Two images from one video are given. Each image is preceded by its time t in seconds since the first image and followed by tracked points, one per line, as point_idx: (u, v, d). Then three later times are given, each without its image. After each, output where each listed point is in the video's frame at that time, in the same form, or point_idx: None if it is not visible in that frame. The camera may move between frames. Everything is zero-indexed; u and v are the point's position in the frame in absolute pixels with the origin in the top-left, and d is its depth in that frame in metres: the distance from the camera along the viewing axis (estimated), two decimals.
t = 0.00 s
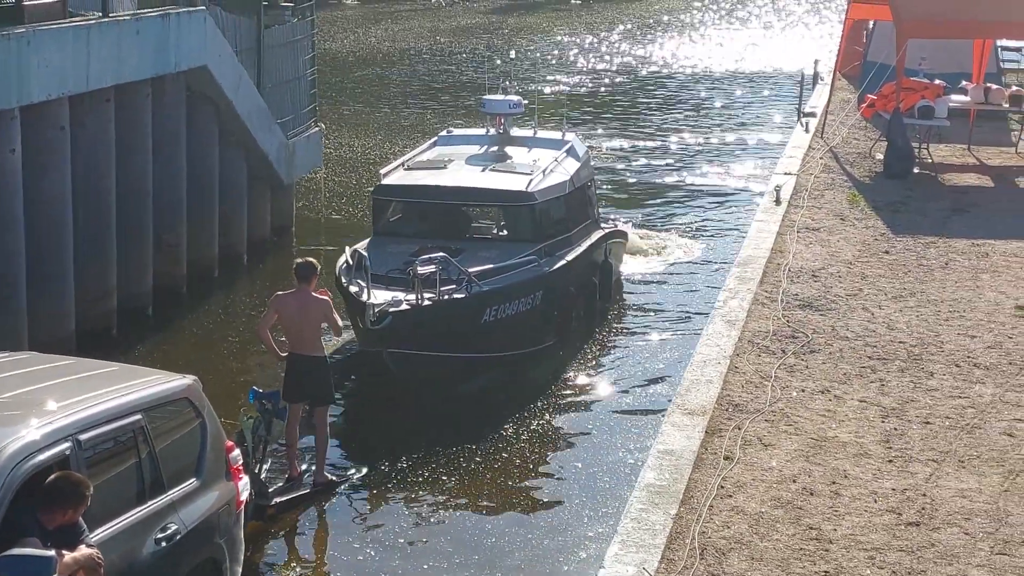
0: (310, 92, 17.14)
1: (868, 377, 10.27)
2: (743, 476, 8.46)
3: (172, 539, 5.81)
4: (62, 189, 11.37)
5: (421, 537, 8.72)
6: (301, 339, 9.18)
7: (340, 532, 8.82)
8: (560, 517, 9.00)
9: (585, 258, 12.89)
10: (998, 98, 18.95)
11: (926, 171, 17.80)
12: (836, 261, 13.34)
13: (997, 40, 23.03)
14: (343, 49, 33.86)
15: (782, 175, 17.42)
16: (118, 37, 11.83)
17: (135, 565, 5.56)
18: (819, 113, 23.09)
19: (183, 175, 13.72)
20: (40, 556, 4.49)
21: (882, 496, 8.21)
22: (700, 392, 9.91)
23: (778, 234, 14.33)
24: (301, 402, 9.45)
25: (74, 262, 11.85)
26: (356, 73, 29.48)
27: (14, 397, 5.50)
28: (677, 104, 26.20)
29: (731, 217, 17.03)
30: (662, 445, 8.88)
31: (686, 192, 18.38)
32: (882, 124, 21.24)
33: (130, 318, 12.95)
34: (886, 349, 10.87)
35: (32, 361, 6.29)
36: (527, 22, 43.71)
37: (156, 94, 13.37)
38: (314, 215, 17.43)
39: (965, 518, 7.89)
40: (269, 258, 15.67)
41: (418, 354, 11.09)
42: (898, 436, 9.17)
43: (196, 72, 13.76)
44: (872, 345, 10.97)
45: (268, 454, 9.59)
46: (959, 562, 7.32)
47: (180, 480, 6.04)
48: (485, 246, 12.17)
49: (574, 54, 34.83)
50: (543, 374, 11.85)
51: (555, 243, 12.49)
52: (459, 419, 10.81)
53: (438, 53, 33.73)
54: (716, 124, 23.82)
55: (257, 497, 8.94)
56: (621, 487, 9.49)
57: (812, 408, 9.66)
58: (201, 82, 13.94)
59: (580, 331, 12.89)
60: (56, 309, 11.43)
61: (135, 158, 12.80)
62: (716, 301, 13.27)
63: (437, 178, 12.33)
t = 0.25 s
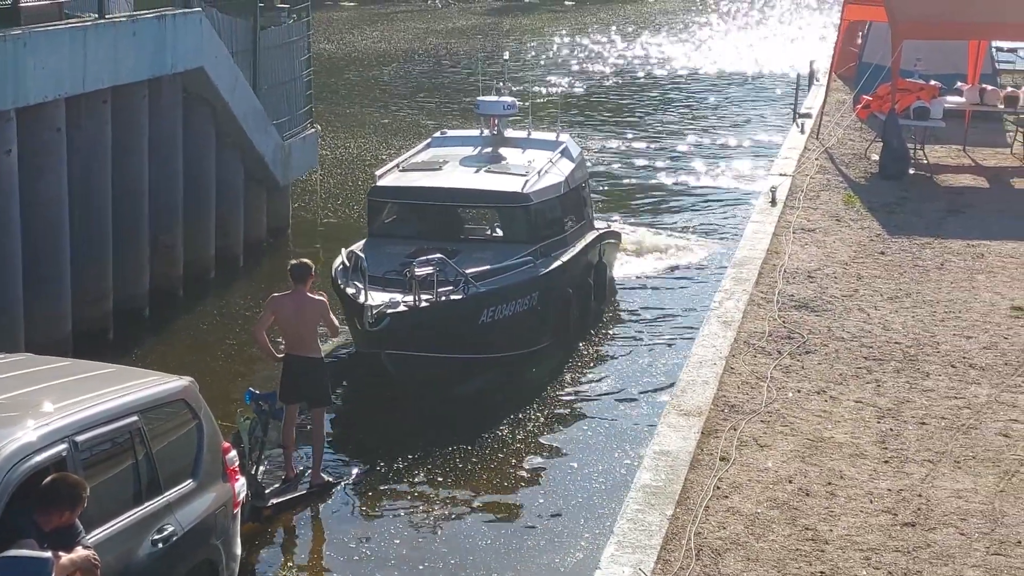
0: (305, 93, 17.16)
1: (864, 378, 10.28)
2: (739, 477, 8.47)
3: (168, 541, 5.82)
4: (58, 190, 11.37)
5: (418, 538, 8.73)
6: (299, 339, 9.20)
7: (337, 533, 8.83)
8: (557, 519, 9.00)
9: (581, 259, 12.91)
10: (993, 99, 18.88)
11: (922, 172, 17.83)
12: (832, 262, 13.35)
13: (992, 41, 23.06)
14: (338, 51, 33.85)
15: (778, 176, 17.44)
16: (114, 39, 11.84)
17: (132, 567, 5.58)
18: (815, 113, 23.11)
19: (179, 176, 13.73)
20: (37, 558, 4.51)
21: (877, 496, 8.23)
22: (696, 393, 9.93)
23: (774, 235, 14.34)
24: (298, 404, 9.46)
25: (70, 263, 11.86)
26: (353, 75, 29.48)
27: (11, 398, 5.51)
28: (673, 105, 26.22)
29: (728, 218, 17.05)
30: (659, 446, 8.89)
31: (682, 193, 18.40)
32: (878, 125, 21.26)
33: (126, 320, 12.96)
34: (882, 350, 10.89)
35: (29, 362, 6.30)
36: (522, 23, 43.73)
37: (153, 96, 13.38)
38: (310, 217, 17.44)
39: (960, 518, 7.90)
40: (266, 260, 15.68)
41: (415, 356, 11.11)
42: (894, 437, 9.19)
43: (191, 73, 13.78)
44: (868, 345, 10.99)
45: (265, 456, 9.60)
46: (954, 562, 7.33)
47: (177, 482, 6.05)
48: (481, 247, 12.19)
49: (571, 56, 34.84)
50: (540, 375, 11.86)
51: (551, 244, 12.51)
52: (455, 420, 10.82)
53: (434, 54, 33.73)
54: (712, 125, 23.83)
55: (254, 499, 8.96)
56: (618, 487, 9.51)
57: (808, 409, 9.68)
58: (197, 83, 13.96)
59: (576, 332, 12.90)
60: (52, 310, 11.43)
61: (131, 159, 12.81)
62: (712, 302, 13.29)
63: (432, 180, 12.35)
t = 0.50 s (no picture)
0: (302, 94, 17.15)
1: (861, 379, 10.28)
2: (737, 478, 8.47)
3: (165, 543, 5.81)
4: (54, 191, 11.36)
5: (414, 539, 8.72)
6: (295, 341, 9.18)
7: (333, 534, 8.82)
8: (554, 520, 9.00)
9: (577, 260, 12.91)
10: (989, 100, 18.98)
11: (919, 173, 17.84)
12: (829, 263, 13.35)
13: (988, 43, 23.08)
14: (334, 52, 33.83)
15: (775, 177, 17.44)
16: (110, 41, 11.83)
17: (129, 568, 5.57)
18: (811, 114, 23.12)
19: (175, 177, 13.72)
20: (33, 560, 4.50)
21: (874, 497, 8.22)
22: (693, 394, 9.92)
23: (771, 236, 14.34)
24: (294, 405, 9.45)
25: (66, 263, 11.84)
26: (349, 76, 29.46)
27: (8, 400, 5.49)
28: (669, 106, 26.22)
29: (725, 219, 17.05)
30: (656, 447, 8.88)
31: (679, 194, 18.39)
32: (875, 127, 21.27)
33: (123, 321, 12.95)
34: (879, 350, 10.88)
35: (25, 364, 6.28)
36: (518, 24, 43.73)
37: (149, 97, 13.37)
38: (307, 218, 17.43)
39: (957, 519, 7.90)
40: (263, 261, 15.66)
41: (413, 358, 11.10)
42: (891, 438, 9.18)
43: (187, 74, 13.77)
44: (865, 346, 10.99)
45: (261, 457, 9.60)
46: (952, 563, 7.32)
47: (174, 483, 6.04)
48: (478, 248, 12.18)
49: (567, 57, 34.84)
50: (537, 377, 11.85)
51: (547, 245, 12.51)
52: (452, 421, 10.81)
53: (431, 56, 33.72)
54: (709, 126, 23.84)
55: (250, 500, 8.96)
56: (614, 488, 9.50)
57: (805, 410, 9.67)
58: (193, 85, 13.95)
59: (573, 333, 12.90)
60: (48, 312, 11.43)
61: (127, 161, 12.81)
62: (709, 302, 13.29)
63: (429, 181, 12.34)
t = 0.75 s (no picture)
0: (299, 96, 17.16)
1: (859, 380, 10.29)
2: (735, 479, 8.47)
3: (163, 544, 5.81)
4: (52, 193, 11.37)
5: (412, 541, 8.72)
6: (293, 343, 9.18)
7: (331, 535, 8.82)
8: (553, 521, 9.00)
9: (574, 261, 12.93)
10: (987, 100, 19.02)
11: (917, 173, 17.85)
12: (827, 264, 13.36)
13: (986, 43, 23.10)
14: (332, 53, 33.82)
15: (772, 178, 17.45)
16: (108, 42, 11.83)
17: (127, 570, 5.57)
18: (809, 115, 23.13)
19: (173, 178, 13.72)
20: (33, 562, 4.49)
21: (872, 497, 8.23)
22: (691, 395, 9.93)
23: (769, 236, 14.35)
24: (292, 406, 9.45)
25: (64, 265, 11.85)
26: (346, 77, 29.45)
27: (6, 402, 5.49)
28: (666, 107, 26.22)
29: (723, 220, 17.06)
30: (654, 448, 8.88)
31: (677, 195, 18.39)
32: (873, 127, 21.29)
33: (121, 323, 12.95)
34: (877, 351, 10.89)
35: (23, 366, 6.28)
36: (515, 25, 43.74)
37: (147, 98, 13.38)
38: (305, 219, 17.43)
39: (956, 519, 7.90)
40: (260, 262, 15.66)
41: (412, 359, 11.12)
42: (889, 439, 9.18)
43: (185, 76, 13.77)
44: (862, 347, 11.00)
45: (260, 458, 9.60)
46: (950, 563, 7.33)
47: (172, 485, 6.04)
48: (476, 249, 12.19)
49: (565, 58, 34.84)
50: (534, 378, 11.85)
51: (545, 245, 12.52)
52: (450, 423, 10.81)
53: (428, 57, 33.71)
54: (706, 127, 23.84)
55: (249, 501, 8.97)
56: (612, 489, 9.50)
57: (803, 410, 9.67)
58: (191, 86, 13.96)
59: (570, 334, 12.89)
60: (46, 314, 11.44)
61: (124, 162, 12.81)
62: (707, 303, 13.30)
63: (426, 182, 12.35)
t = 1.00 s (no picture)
0: (297, 97, 17.16)
1: (856, 381, 10.29)
2: (732, 480, 8.47)
3: (161, 546, 5.81)
4: (51, 195, 11.37)
5: (411, 542, 8.72)
6: (291, 345, 9.18)
7: (330, 536, 8.83)
8: (550, 522, 9.00)
9: (572, 262, 12.94)
10: (985, 100, 19.05)
11: (914, 174, 17.86)
12: (824, 265, 13.37)
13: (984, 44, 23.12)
14: (330, 55, 33.83)
15: (770, 179, 17.46)
16: (106, 44, 11.83)
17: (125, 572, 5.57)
18: (807, 116, 23.14)
19: (171, 179, 13.72)
20: (30, 564, 4.49)
21: (870, 498, 8.23)
22: (689, 396, 9.93)
23: (767, 238, 14.36)
24: (290, 407, 9.46)
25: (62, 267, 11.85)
26: (344, 79, 29.45)
27: (4, 403, 5.49)
28: (664, 108, 26.22)
29: (720, 221, 17.07)
30: (652, 449, 8.89)
31: (675, 196, 18.40)
32: (871, 128, 21.30)
33: (118, 325, 12.96)
34: (874, 352, 10.90)
35: (21, 368, 6.28)
36: (513, 26, 43.77)
37: (145, 100, 13.38)
38: (303, 220, 17.44)
39: (954, 520, 7.91)
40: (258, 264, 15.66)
41: (410, 360, 11.13)
42: (886, 439, 9.19)
43: (183, 78, 13.78)
44: (860, 348, 11.00)
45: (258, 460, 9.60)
46: (948, 564, 7.33)
47: (170, 487, 6.04)
48: (473, 251, 12.20)
49: (562, 59, 34.84)
50: (532, 380, 11.85)
51: (543, 247, 12.53)
52: (449, 424, 10.82)
53: (426, 58, 33.71)
54: (704, 128, 23.85)
55: (247, 503, 8.97)
56: (610, 490, 9.51)
57: (800, 411, 9.68)
58: (189, 88, 13.96)
59: (567, 335, 12.90)
60: (44, 315, 11.44)
61: (122, 163, 12.81)
62: (704, 304, 13.31)
63: (424, 184, 12.36)
